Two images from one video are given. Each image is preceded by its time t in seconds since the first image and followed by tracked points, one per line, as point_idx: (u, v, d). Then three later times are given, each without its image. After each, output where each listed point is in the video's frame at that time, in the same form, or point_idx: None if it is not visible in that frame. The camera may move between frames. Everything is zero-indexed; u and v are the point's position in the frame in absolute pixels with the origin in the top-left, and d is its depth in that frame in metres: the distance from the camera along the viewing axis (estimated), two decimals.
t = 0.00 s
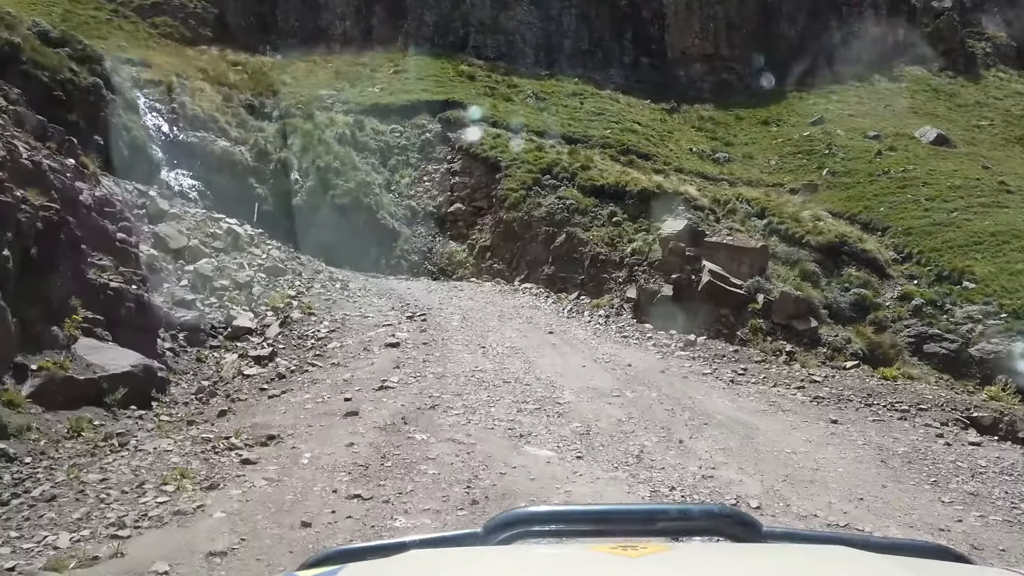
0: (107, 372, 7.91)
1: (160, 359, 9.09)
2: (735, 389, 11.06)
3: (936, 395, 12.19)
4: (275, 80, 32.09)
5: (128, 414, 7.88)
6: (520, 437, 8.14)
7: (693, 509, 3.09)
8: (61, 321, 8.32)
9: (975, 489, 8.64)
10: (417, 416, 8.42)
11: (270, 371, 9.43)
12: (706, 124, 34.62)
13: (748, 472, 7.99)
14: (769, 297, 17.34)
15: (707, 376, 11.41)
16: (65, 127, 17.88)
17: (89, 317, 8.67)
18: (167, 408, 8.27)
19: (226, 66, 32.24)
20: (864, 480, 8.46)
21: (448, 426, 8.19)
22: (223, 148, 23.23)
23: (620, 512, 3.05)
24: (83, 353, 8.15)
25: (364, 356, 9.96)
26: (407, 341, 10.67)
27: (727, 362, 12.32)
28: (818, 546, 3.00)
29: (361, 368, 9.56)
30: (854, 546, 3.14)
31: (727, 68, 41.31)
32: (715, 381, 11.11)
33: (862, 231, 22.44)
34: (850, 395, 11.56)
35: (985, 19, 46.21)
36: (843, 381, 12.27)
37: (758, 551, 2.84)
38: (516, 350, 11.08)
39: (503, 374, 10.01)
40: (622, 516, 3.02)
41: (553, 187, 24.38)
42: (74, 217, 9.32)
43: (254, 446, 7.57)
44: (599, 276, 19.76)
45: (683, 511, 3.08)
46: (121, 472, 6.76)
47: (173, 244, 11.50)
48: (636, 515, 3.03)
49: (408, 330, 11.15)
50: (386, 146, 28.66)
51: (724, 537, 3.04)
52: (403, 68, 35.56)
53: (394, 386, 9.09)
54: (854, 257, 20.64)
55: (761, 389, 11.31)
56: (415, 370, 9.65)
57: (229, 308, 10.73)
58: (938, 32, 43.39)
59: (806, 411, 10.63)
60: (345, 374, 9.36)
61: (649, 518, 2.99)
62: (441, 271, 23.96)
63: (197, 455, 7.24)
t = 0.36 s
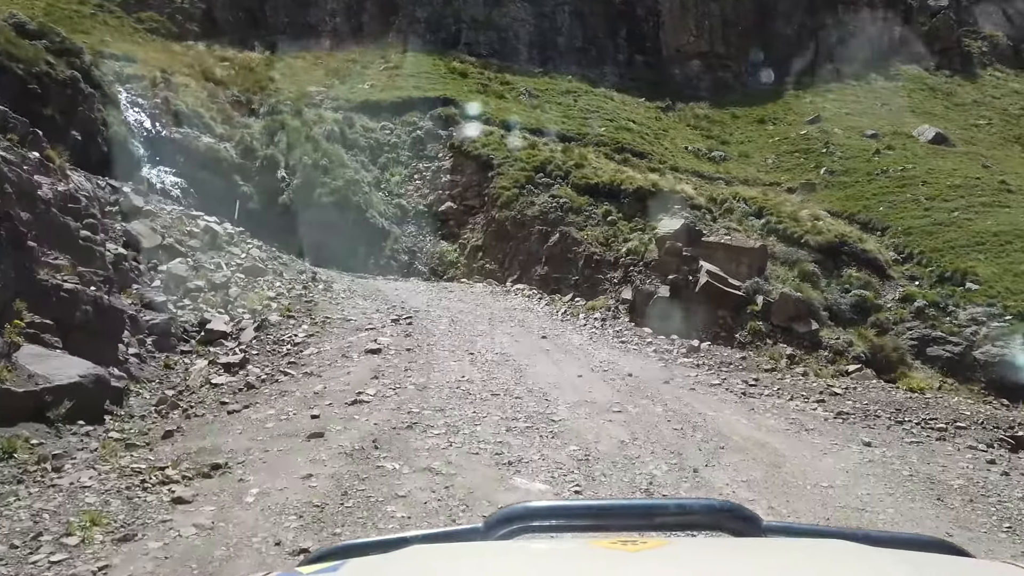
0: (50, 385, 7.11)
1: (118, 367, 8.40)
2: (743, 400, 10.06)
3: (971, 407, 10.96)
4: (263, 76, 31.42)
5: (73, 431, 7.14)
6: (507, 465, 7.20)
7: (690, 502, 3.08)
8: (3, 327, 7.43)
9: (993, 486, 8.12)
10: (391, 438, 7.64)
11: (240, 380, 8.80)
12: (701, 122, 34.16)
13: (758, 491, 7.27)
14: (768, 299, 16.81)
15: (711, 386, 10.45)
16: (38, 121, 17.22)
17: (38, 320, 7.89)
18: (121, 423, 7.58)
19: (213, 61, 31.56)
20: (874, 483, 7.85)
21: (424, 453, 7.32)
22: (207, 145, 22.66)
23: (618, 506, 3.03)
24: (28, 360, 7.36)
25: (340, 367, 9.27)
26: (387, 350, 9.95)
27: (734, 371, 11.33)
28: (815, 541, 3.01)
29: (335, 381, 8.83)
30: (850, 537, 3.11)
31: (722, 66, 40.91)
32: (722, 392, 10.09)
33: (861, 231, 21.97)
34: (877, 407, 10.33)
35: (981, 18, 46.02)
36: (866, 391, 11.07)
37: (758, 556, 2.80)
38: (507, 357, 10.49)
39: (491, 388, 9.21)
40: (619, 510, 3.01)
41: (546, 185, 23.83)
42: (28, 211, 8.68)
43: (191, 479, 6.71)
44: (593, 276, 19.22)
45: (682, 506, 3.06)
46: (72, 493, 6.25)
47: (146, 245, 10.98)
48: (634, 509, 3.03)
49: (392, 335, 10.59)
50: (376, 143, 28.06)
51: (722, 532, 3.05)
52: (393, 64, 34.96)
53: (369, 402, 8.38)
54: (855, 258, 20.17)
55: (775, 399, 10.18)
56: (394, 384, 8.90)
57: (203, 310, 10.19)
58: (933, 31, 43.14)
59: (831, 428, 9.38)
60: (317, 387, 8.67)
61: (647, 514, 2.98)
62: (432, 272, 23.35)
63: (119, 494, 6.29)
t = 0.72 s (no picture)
0: None
1: (73, 377, 7.78)
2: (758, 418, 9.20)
3: None
4: (251, 72, 30.72)
5: (9, 453, 6.47)
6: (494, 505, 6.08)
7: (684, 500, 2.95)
8: None
9: (1015, 501, 7.57)
10: (356, 470, 6.66)
11: (204, 393, 8.23)
12: (697, 121, 33.67)
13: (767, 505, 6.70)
14: (768, 300, 16.33)
15: (722, 400, 9.69)
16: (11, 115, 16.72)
17: None
18: (63, 441, 6.91)
19: (200, 57, 30.84)
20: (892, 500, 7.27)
21: (395, 490, 6.30)
22: (191, 142, 22.04)
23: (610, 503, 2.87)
24: None
25: (309, 382, 8.55)
26: (366, 365, 9.20)
27: (746, 384, 10.58)
28: (813, 539, 2.89)
29: (301, 398, 8.13)
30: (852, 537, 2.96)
31: (717, 64, 40.46)
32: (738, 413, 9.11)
33: (861, 231, 21.48)
34: (908, 428, 9.29)
35: (977, 18, 45.84)
36: (897, 409, 10.02)
37: (753, 554, 2.66)
38: (496, 366, 9.89)
39: (478, 408, 8.30)
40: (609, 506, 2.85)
41: (539, 184, 23.31)
42: None
43: (103, 529, 5.54)
44: (588, 277, 18.70)
45: (675, 502, 2.94)
46: None
47: (116, 244, 10.44)
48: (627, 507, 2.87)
49: (372, 341, 10.06)
50: (366, 141, 27.47)
51: (716, 530, 2.92)
52: (384, 61, 34.34)
53: (338, 422, 7.59)
54: (855, 259, 19.68)
55: (797, 420, 9.25)
56: (368, 400, 8.18)
57: (175, 313, 9.62)
58: (929, 30, 42.93)
59: (867, 457, 8.21)
60: (283, 403, 7.98)
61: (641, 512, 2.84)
62: (423, 272, 22.76)
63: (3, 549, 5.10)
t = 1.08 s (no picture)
0: None
1: (24, 388, 7.21)
2: (765, 432, 8.66)
3: None
4: (239, 68, 30.01)
5: None
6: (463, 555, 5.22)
7: (670, 511, 3.13)
8: None
9: None
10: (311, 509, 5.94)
11: (162, 406, 7.60)
12: (694, 119, 33.17)
13: (778, 524, 6.15)
14: (770, 301, 15.80)
15: (739, 413, 9.14)
16: None
17: None
18: None
19: (187, 52, 30.11)
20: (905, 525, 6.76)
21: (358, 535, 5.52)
22: (176, 137, 21.43)
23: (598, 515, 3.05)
24: None
25: (276, 397, 7.93)
26: (344, 377, 8.58)
27: (765, 395, 10.08)
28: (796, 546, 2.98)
29: (264, 416, 7.51)
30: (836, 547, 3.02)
31: (714, 63, 39.98)
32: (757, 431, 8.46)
33: (864, 231, 20.98)
34: (957, 450, 8.75)
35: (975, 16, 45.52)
36: (940, 427, 9.41)
37: (744, 556, 2.74)
38: (486, 375, 9.33)
39: (464, 427, 7.65)
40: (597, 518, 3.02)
41: (534, 182, 22.77)
42: None
43: None
44: (584, 278, 18.13)
45: (662, 513, 3.12)
46: None
47: (85, 241, 9.86)
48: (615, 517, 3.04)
49: (354, 346, 9.56)
50: (357, 138, 26.85)
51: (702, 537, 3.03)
52: (376, 58, 33.70)
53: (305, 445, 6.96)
54: (858, 259, 19.16)
55: (830, 442, 8.58)
56: (338, 417, 7.56)
57: (143, 315, 9.03)
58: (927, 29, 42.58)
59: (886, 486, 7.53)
60: (243, 420, 7.37)
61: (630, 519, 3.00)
62: (414, 273, 22.17)
63: None
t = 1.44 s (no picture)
0: None
1: None
2: (777, 451, 8.15)
3: None
4: (229, 63, 29.37)
5: None
6: None
7: (659, 514, 2.99)
8: None
9: None
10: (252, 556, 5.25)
11: (114, 421, 7.12)
12: (692, 116, 32.65)
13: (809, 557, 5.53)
14: (776, 302, 15.22)
15: (760, 433, 8.59)
16: None
17: None
18: None
19: (175, 47, 29.46)
20: (925, 556, 6.22)
21: None
22: (162, 133, 20.83)
23: (585, 516, 2.91)
24: None
25: (239, 415, 7.33)
26: (319, 391, 7.97)
27: (795, 416, 9.46)
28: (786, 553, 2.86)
29: (221, 436, 6.93)
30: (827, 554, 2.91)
31: (712, 60, 39.48)
32: (784, 456, 7.88)
33: (867, 230, 20.48)
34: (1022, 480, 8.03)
35: (976, 13, 45.11)
36: (1001, 453, 8.66)
37: (730, 566, 2.64)
38: (476, 387, 8.74)
39: (448, 452, 6.99)
40: (586, 518, 2.90)
41: (530, 180, 22.21)
42: None
43: None
44: (581, 278, 17.57)
45: (651, 516, 2.97)
46: None
47: (52, 238, 9.36)
48: (602, 517, 2.91)
49: (333, 352, 9.03)
50: (349, 134, 26.26)
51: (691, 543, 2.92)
52: (369, 53, 33.10)
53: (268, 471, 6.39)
54: (862, 258, 18.63)
55: (874, 472, 7.92)
56: (305, 440, 6.93)
57: (110, 316, 8.59)
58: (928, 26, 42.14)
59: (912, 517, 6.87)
60: (192, 443, 6.76)
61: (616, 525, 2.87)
62: (407, 272, 21.59)
63: None
